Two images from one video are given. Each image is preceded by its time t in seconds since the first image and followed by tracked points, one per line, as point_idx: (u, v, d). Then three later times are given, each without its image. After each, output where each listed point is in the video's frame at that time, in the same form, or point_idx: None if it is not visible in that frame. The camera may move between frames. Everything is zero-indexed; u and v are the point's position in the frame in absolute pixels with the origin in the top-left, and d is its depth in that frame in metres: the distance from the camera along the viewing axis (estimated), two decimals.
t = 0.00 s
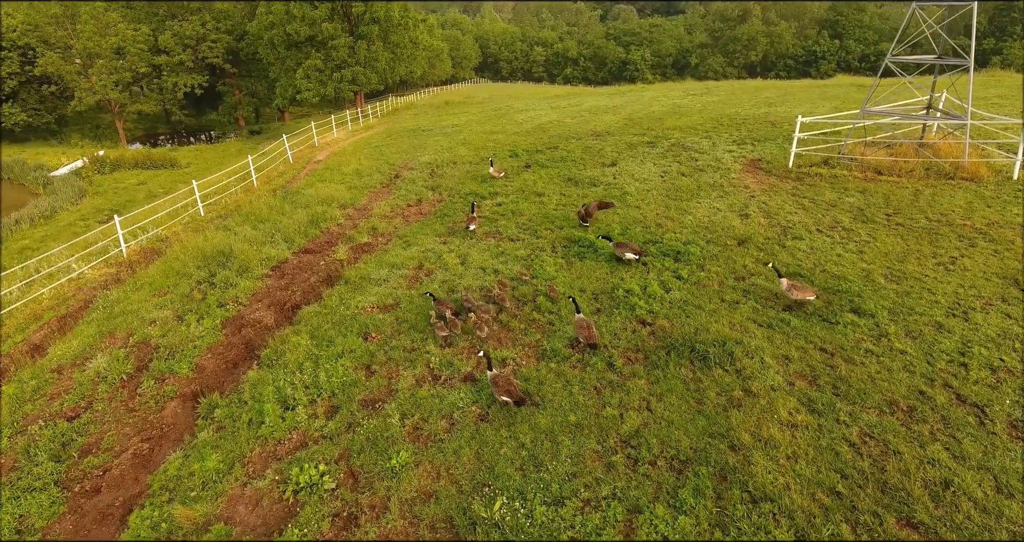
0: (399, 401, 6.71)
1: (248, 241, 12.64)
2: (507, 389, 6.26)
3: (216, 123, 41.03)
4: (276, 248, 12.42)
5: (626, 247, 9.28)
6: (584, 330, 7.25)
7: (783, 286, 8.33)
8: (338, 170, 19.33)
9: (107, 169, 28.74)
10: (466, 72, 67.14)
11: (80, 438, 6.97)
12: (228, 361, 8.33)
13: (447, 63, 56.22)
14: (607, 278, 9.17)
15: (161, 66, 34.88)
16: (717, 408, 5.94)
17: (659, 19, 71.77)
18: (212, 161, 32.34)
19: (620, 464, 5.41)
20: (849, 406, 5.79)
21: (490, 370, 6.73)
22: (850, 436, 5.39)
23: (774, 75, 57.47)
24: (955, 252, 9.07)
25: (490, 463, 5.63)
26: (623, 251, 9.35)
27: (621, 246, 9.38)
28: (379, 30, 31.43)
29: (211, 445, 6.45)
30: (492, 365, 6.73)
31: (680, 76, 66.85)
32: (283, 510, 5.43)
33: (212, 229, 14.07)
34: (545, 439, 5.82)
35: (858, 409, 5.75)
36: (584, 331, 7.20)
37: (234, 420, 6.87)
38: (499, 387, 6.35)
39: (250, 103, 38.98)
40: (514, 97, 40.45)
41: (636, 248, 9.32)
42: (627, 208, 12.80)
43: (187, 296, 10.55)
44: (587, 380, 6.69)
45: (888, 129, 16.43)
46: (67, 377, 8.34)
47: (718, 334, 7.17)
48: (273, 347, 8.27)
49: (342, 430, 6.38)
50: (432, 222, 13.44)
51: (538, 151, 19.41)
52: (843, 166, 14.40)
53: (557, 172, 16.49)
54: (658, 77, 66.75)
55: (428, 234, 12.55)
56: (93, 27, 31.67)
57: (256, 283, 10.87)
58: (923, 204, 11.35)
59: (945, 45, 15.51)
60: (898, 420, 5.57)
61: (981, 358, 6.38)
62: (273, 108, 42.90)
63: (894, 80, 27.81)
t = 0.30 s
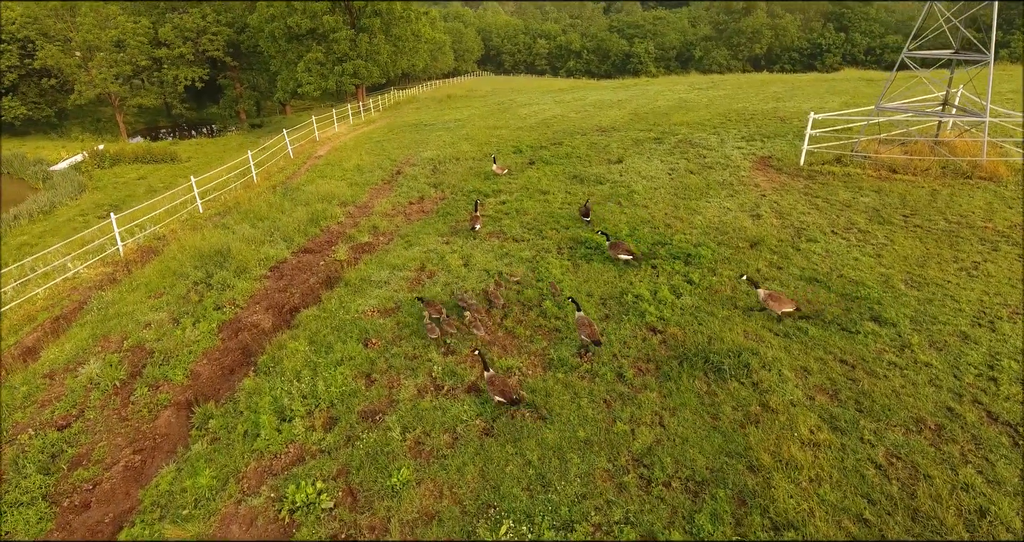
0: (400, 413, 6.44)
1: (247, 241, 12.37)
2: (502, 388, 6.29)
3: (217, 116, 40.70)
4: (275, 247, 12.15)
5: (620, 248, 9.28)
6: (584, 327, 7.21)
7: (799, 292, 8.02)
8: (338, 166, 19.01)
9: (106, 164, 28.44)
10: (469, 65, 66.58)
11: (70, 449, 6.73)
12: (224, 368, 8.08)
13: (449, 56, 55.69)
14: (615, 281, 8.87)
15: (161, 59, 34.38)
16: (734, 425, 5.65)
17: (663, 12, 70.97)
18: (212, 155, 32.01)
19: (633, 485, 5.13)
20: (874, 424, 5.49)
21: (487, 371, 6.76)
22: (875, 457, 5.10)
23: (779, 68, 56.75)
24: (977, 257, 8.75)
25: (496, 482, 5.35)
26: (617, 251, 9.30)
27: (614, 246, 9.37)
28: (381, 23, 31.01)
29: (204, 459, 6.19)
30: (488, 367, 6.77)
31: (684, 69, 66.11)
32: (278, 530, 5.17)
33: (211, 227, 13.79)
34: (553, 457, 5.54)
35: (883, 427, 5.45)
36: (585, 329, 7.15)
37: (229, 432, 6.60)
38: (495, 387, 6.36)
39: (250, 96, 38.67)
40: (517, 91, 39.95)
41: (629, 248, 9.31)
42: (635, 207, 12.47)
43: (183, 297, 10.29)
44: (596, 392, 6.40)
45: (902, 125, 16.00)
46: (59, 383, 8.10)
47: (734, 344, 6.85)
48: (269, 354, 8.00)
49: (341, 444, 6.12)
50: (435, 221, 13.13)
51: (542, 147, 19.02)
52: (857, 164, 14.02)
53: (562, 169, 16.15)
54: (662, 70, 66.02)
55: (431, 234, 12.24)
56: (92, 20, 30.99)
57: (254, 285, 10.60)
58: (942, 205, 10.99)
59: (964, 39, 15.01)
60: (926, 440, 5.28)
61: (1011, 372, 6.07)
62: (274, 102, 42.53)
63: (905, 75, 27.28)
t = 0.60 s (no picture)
0: (401, 431, 6.11)
1: (244, 241, 12.03)
2: (492, 397, 6.12)
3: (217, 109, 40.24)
4: (272, 248, 11.80)
5: (616, 248, 9.13)
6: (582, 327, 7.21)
7: (819, 301, 7.64)
8: (338, 162, 18.62)
9: (105, 158, 28.03)
10: (471, 57, 65.91)
11: (56, 466, 6.43)
12: (217, 378, 7.77)
13: (451, 48, 55.05)
14: (625, 288, 8.51)
15: (160, 51, 34.26)
16: (757, 449, 5.30)
17: (667, 3, 70.20)
18: (212, 149, 31.59)
19: (649, 517, 4.78)
20: (907, 450, 5.14)
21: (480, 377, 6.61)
22: (910, 488, 4.76)
23: (785, 60, 55.97)
24: (1005, 264, 8.37)
25: (502, 510, 5.01)
26: (613, 252, 9.15)
27: (610, 245, 9.20)
28: (383, 15, 30.54)
29: (194, 479, 5.86)
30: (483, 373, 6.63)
31: (688, 61, 65.29)
32: None
33: (208, 226, 13.44)
34: (563, 483, 5.20)
35: (917, 454, 5.08)
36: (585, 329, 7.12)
37: (221, 449, 6.29)
38: (485, 395, 6.23)
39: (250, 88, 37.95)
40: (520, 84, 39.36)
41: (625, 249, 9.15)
42: (643, 207, 12.09)
43: (177, 301, 9.96)
44: (608, 410, 6.05)
45: (920, 122, 15.53)
46: (46, 394, 7.78)
47: (753, 359, 6.49)
48: (264, 364, 7.67)
49: (339, 465, 5.80)
50: (437, 220, 12.76)
51: (547, 143, 18.58)
52: (873, 162, 13.59)
53: (567, 166, 15.75)
54: (666, 63, 65.24)
55: (433, 234, 11.89)
56: (91, 13, 30.88)
57: (250, 288, 10.26)
58: (965, 207, 10.57)
59: (985, 34, 14.53)
60: (965, 469, 4.93)
61: None
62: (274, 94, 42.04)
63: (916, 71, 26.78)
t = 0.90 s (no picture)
0: (401, 451, 5.81)
1: (241, 243, 11.71)
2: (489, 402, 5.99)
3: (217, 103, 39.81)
4: (270, 249, 11.48)
5: (611, 253, 8.85)
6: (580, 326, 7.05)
7: (838, 312, 7.30)
8: (338, 158, 18.27)
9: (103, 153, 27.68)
10: (472, 49, 65.21)
11: (41, 483, 6.14)
12: (211, 388, 7.49)
13: (452, 41, 54.42)
14: (634, 295, 8.18)
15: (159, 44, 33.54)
16: (779, 475, 4.99)
17: None
18: (211, 144, 31.21)
19: None
20: (940, 478, 4.83)
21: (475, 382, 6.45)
22: (945, 521, 4.46)
23: (789, 53, 55.21)
24: None
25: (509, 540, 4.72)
26: (608, 257, 8.86)
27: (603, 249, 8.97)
28: (383, 8, 30.22)
29: (184, 501, 5.57)
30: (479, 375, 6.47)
31: (691, 54, 64.50)
32: None
33: (204, 225, 13.13)
34: (573, 511, 4.90)
35: (951, 483, 4.77)
36: (583, 329, 6.98)
37: (212, 467, 5.99)
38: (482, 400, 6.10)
39: (249, 82, 37.48)
40: (522, 78, 38.85)
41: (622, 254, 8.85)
42: (651, 208, 11.74)
43: (171, 305, 9.66)
44: (619, 429, 5.74)
45: (937, 119, 15.09)
46: (34, 404, 7.49)
47: (771, 374, 6.16)
48: (259, 374, 7.37)
49: (336, 487, 5.50)
50: (438, 220, 12.43)
51: (550, 140, 18.18)
52: (888, 162, 13.23)
53: (571, 164, 15.37)
54: (669, 56, 64.45)
55: (434, 235, 11.56)
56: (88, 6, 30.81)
57: (246, 292, 9.96)
58: (985, 210, 10.22)
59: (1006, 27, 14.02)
60: (1001, 500, 4.63)
61: None
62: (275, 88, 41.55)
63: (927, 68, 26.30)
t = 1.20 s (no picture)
0: (402, 473, 5.51)
1: (240, 244, 11.41)
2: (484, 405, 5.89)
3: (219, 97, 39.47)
4: (269, 252, 11.18)
5: (613, 258, 8.56)
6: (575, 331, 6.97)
7: (863, 326, 6.93)
8: (340, 156, 17.93)
9: (105, 148, 27.35)
10: (476, 43, 64.53)
11: (26, 503, 5.87)
12: (205, 401, 7.22)
13: (456, 35, 53.87)
14: (646, 305, 7.83)
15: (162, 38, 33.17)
16: (807, 509, 4.66)
17: None
18: (213, 138, 30.89)
19: None
20: (980, 515, 4.49)
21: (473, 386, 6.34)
22: None
23: (797, 47, 54.37)
24: None
25: None
26: (610, 262, 8.58)
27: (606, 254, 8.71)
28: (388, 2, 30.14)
29: (173, 525, 5.28)
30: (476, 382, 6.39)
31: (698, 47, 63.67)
32: None
33: (203, 225, 12.84)
34: None
35: (994, 521, 4.43)
36: (578, 334, 6.90)
37: (204, 488, 5.70)
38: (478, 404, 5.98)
39: (252, 76, 37.02)
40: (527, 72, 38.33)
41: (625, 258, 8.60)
42: (661, 210, 11.36)
43: (167, 310, 9.37)
44: (633, 453, 5.41)
45: (959, 118, 14.60)
46: (23, 415, 7.23)
47: (794, 395, 5.81)
48: (255, 387, 7.07)
49: (334, 513, 5.21)
50: (442, 221, 12.09)
51: (557, 137, 17.77)
52: (908, 162, 12.79)
53: (578, 162, 14.99)
54: (675, 49, 63.61)
55: (438, 237, 11.23)
56: None
57: (244, 297, 9.67)
58: (1012, 215, 9.80)
59: None
60: None
61: None
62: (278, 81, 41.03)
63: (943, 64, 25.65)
